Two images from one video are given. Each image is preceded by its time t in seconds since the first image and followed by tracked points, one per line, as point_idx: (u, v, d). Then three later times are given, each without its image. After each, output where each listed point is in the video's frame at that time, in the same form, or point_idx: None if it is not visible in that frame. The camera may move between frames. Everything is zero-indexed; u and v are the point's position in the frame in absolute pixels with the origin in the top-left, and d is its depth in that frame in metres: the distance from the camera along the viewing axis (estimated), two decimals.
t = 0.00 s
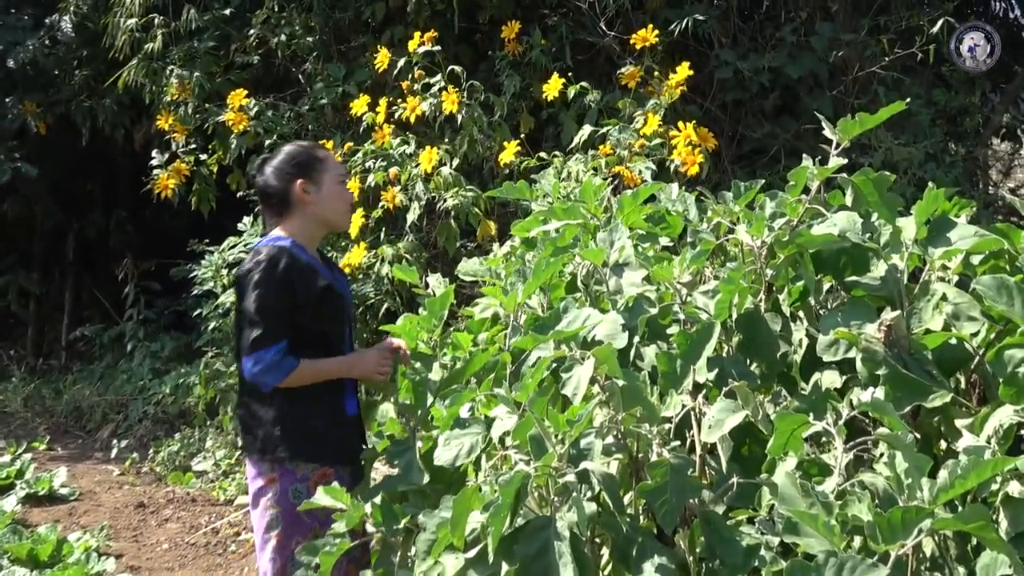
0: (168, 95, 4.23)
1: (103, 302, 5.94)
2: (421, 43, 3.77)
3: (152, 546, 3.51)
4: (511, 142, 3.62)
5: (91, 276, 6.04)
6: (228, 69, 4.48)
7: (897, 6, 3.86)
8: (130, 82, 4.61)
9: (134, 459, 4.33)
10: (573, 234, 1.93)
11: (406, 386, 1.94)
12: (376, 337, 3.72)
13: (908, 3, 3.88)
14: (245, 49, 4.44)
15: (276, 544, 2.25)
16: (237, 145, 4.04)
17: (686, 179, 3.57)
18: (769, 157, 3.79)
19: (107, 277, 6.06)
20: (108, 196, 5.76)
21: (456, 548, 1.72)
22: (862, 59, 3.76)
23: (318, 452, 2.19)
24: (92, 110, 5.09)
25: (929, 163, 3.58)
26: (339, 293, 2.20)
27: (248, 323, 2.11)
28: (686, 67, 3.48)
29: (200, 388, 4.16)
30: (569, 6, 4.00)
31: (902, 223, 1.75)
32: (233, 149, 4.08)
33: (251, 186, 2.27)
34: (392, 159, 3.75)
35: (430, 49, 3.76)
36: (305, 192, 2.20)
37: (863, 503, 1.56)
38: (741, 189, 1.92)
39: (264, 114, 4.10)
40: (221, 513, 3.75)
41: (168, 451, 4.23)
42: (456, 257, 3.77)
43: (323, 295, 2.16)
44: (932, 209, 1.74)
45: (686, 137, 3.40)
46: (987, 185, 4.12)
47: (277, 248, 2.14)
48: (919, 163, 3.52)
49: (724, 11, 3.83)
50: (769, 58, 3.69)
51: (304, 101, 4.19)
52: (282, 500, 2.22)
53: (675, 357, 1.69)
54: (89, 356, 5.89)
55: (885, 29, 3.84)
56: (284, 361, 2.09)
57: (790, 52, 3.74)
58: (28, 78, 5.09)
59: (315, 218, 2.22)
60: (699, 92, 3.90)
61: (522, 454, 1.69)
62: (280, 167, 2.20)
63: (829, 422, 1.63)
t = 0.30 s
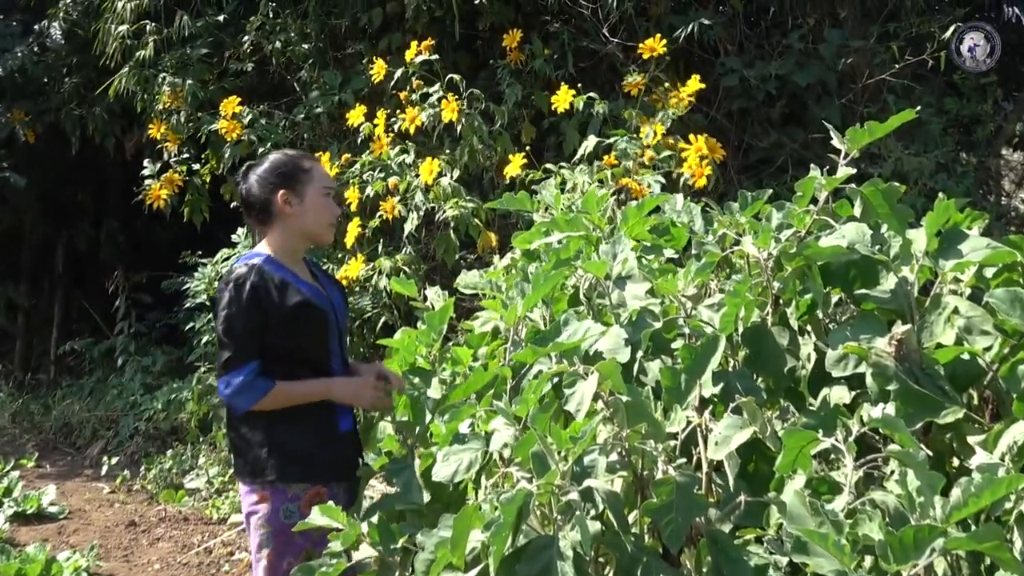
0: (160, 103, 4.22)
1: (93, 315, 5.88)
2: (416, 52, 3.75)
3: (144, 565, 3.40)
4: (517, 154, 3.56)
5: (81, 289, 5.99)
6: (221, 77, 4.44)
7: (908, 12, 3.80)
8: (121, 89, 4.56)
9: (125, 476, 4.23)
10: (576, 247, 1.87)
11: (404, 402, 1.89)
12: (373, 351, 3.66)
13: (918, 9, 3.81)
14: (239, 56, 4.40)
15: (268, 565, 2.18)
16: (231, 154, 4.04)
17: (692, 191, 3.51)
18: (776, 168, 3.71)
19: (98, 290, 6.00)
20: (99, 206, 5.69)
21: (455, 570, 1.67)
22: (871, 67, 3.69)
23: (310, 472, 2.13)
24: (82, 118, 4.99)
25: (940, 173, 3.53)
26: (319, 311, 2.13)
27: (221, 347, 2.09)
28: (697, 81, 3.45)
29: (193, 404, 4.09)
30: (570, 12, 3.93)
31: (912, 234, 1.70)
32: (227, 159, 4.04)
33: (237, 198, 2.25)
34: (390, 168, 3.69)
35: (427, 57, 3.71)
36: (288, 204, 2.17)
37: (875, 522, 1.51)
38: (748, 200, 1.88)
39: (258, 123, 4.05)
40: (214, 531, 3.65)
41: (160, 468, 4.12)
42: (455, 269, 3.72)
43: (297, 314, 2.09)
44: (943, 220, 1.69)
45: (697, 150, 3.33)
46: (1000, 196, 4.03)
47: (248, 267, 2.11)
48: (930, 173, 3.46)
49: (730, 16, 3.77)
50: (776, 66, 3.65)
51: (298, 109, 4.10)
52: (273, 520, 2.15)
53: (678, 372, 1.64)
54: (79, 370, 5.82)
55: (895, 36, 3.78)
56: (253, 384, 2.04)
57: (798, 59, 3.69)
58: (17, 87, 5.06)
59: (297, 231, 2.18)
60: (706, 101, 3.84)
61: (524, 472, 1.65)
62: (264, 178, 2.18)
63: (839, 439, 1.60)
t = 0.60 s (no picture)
0: (157, 107, 4.17)
1: (88, 325, 5.83)
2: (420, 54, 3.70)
3: None
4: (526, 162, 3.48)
5: (76, 298, 5.97)
6: (218, 79, 4.41)
7: (922, 12, 3.74)
8: (115, 92, 4.51)
9: (121, 489, 4.16)
10: (580, 252, 1.85)
11: (404, 414, 1.82)
12: (375, 360, 3.63)
13: (932, 9, 3.76)
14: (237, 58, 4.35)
15: None
16: (230, 159, 3.98)
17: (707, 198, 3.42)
18: (788, 171, 3.67)
19: (93, 299, 5.97)
20: (93, 210, 5.69)
21: None
22: (884, 68, 3.62)
23: (297, 489, 2.08)
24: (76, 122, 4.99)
25: (956, 176, 3.48)
26: (305, 324, 2.07)
27: (206, 361, 2.05)
28: (715, 84, 3.31)
29: (191, 414, 4.04)
30: (576, 12, 3.88)
31: (928, 238, 1.67)
32: (227, 163, 3.99)
33: (226, 209, 2.22)
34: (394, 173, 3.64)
35: (430, 60, 3.66)
36: (275, 213, 2.13)
37: (890, 534, 1.46)
38: (760, 203, 1.84)
39: (256, 127, 4.00)
40: (213, 545, 3.59)
41: (156, 481, 4.08)
42: (460, 276, 3.67)
43: (283, 328, 2.04)
44: (960, 223, 1.65)
45: (716, 158, 3.18)
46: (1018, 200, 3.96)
47: (233, 280, 2.07)
48: (946, 177, 3.42)
49: (740, 17, 3.73)
50: (788, 67, 3.60)
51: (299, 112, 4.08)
52: (254, 535, 2.10)
53: (689, 380, 1.60)
54: (73, 380, 5.70)
55: (909, 35, 3.72)
56: (236, 401, 2.00)
57: (810, 59, 3.63)
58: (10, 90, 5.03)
59: (288, 240, 2.14)
60: (715, 103, 3.79)
61: (530, 483, 1.61)
62: (250, 189, 2.15)
63: (853, 449, 1.55)
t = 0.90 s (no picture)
0: (158, 104, 4.12)
1: (88, 328, 5.79)
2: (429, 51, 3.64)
3: None
4: (545, 162, 3.39)
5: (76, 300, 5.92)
6: (221, 76, 4.36)
7: (944, 8, 3.68)
8: (116, 89, 4.47)
9: (121, 496, 4.13)
10: (595, 254, 1.81)
11: (412, 418, 1.79)
12: (382, 364, 3.58)
13: (954, 5, 3.69)
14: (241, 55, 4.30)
15: None
16: (233, 158, 3.92)
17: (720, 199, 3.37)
18: (806, 171, 3.57)
19: (94, 301, 5.93)
20: (93, 210, 5.64)
21: None
22: (904, 64, 3.58)
23: (293, 496, 2.03)
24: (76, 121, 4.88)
25: (978, 176, 3.42)
26: (307, 328, 2.03)
27: (204, 363, 2.01)
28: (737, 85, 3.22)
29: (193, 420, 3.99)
30: (589, 8, 3.83)
31: (950, 240, 1.63)
32: (229, 161, 3.94)
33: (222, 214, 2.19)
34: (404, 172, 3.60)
35: (439, 56, 3.61)
36: (270, 214, 2.09)
37: (912, 543, 1.41)
38: (776, 204, 1.80)
39: (261, 126, 3.96)
40: (215, 554, 3.55)
41: (157, 488, 4.03)
42: (469, 278, 3.62)
43: (285, 331, 2.00)
44: (983, 224, 1.61)
45: (741, 160, 3.06)
46: None
47: (234, 280, 2.03)
48: (968, 177, 3.35)
49: (756, 12, 3.66)
50: (806, 64, 3.53)
51: (304, 110, 4.04)
52: (250, 544, 2.06)
53: (704, 385, 1.56)
54: (73, 385, 5.66)
55: (930, 31, 3.65)
56: (235, 403, 1.96)
57: (828, 56, 3.57)
58: (8, 87, 4.98)
59: (286, 242, 2.10)
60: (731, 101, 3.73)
61: (542, 490, 1.56)
62: (245, 192, 2.11)
63: (874, 456, 1.50)
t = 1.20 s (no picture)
0: (165, 96, 4.08)
1: (91, 326, 5.76)
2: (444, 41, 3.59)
3: None
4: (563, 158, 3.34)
5: (77, 296, 5.88)
6: (229, 67, 4.31)
7: None
8: (121, 80, 4.42)
9: (123, 497, 4.09)
10: (609, 250, 1.76)
11: (422, 418, 1.74)
12: (391, 363, 3.53)
13: None
14: (248, 45, 4.27)
15: None
16: (240, 150, 3.87)
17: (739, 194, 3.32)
18: (828, 167, 3.52)
19: (96, 297, 5.89)
20: (97, 204, 5.60)
21: None
22: (929, 58, 3.46)
23: (304, 498, 1.99)
24: (80, 111, 4.85)
25: (1005, 173, 3.34)
26: (322, 324, 2.00)
27: (219, 361, 1.96)
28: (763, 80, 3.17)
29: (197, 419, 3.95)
30: None
31: (976, 239, 1.58)
32: (236, 154, 3.89)
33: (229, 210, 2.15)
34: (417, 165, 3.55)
35: (455, 46, 3.55)
36: (276, 210, 2.05)
37: (936, 550, 1.36)
38: (798, 201, 1.77)
39: (269, 118, 3.91)
40: (218, 557, 3.51)
41: (161, 489, 3.99)
42: (482, 276, 3.57)
43: (301, 328, 1.97)
44: (1010, 223, 1.56)
45: (767, 154, 3.01)
46: None
47: (245, 275, 1.98)
48: (995, 174, 3.27)
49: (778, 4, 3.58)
50: (828, 56, 3.44)
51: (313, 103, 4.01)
52: (257, 549, 2.02)
53: (722, 387, 1.52)
54: (73, 383, 5.61)
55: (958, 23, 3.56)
56: (255, 403, 1.92)
57: (852, 49, 3.48)
58: (10, 76, 4.91)
59: (294, 237, 2.06)
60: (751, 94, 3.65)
61: (556, 493, 1.52)
62: (250, 188, 2.08)
63: (896, 460, 1.46)
